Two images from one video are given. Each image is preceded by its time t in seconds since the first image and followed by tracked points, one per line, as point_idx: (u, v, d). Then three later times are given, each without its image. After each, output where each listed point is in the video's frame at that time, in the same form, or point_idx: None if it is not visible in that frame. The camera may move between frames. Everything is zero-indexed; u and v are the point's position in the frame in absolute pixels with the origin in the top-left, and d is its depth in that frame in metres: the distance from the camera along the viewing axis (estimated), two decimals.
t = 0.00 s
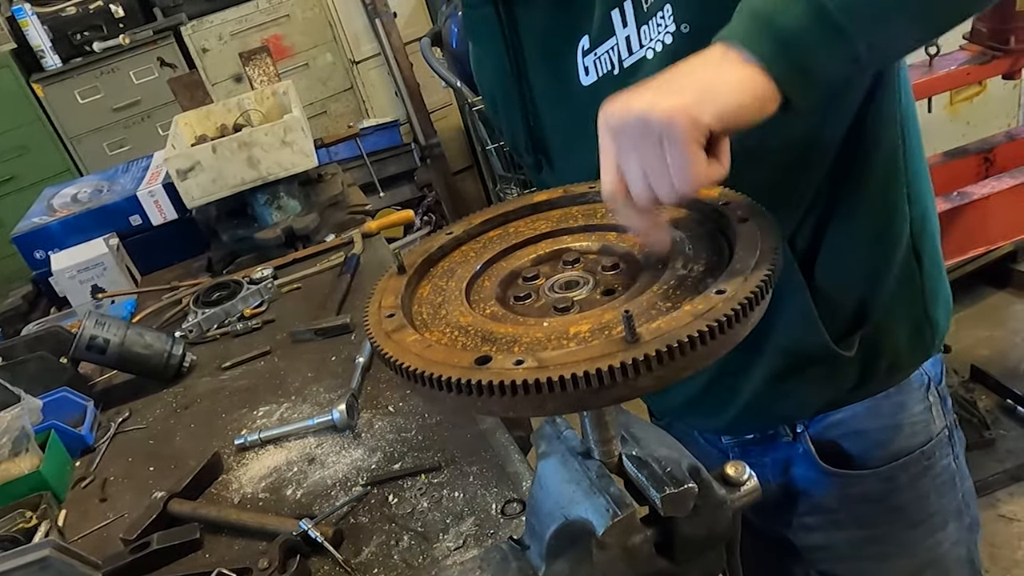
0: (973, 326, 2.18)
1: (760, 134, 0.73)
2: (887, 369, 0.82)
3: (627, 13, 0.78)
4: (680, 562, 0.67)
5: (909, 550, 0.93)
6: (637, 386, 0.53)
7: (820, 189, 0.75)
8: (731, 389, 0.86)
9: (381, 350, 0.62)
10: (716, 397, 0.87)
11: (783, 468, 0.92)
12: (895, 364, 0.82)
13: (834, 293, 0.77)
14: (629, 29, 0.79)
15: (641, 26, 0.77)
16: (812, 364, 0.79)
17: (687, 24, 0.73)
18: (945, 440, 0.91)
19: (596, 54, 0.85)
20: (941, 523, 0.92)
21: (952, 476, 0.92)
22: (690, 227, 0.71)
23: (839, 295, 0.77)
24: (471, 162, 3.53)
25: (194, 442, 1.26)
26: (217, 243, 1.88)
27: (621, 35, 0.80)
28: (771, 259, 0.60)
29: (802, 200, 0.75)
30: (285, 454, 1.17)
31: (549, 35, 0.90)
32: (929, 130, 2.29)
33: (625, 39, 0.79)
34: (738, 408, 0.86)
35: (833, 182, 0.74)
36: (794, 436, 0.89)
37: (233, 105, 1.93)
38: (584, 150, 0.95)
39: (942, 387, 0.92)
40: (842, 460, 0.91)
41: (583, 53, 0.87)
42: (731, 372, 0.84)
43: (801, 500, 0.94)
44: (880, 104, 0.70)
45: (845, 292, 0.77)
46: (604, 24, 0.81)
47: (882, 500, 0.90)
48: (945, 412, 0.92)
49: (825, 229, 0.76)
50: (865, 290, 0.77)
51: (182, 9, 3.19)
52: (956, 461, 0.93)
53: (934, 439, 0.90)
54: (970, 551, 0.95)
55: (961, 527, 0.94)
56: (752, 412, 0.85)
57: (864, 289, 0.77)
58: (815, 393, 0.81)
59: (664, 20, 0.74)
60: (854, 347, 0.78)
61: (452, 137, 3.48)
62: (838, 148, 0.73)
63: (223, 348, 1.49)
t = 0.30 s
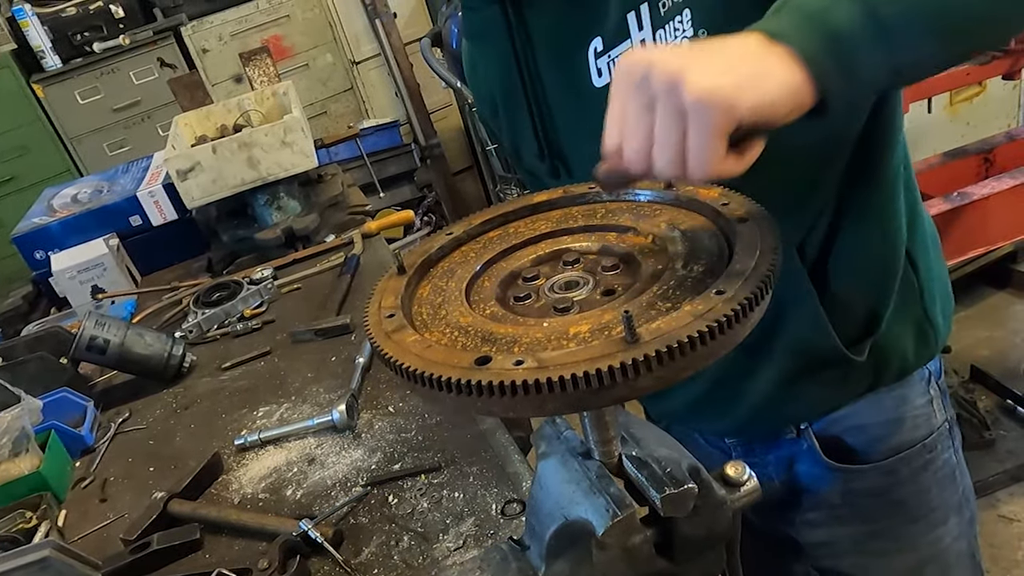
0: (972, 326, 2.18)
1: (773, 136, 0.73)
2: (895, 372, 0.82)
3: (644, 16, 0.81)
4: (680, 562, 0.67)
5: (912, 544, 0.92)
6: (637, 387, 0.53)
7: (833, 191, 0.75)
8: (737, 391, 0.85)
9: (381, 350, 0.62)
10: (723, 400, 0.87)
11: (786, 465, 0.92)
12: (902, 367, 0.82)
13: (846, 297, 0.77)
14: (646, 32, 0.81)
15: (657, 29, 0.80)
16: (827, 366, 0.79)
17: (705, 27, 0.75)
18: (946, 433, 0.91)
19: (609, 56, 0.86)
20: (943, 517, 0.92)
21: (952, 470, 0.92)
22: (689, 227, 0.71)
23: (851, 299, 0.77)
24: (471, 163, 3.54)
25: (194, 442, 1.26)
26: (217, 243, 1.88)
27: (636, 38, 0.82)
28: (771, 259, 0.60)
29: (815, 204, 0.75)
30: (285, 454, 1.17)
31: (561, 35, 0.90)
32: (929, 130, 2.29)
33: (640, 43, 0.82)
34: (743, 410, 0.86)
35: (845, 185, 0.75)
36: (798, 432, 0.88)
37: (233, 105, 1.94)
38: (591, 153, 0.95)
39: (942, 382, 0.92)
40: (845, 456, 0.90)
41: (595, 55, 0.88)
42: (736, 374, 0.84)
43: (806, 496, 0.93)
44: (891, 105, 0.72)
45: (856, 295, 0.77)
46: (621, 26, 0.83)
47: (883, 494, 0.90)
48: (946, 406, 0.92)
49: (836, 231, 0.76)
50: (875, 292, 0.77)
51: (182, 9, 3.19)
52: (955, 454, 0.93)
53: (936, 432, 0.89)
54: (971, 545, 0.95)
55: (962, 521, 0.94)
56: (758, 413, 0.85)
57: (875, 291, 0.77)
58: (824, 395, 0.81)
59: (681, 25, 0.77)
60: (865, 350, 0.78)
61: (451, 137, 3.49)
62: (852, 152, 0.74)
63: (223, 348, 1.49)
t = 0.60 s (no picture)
0: (972, 326, 2.18)
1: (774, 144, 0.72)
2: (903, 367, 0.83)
3: (642, 32, 0.79)
4: (680, 561, 0.67)
5: (919, 538, 0.91)
6: (637, 387, 0.53)
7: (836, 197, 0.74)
8: (745, 391, 0.85)
9: (381, 351, 0.62)
10: (730, 400, 0.87)
11: (793, 460, 0.92)
12: (908, 366, 0.83)
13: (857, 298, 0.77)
14: (645, 48, 0.80)
15: (656, 45, 0.79)
16: (830, 368, 0.80)
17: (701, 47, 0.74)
18: (952, 428, 0.91)
19: (611, 70, 0.84)
20: (949, 511, 0.91)
21: (958, 463, 0.92)
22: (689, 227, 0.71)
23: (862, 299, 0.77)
24: (470, 163, 3.54)
25: (194, 442, 1.26)
26: (217, 243, 1.88)
27: (637, 54, 0.81)
28: (771, 259, 0.60)
29: (819, 209, 0.75)
30: (284, 455, 1.17)
31: (563, 52, 0.86)
32: (929, 131, 2.29)
33: (640, 59, 0.81)
34: (755, 406, 0.86)
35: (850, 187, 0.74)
36: (805, 429, 0.89)
37: (233, 105, 1.93)
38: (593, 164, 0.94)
39: (947, 377, 0.92)
40: (855, 450, 0.90)
41: (596, 70, 0.86)
42: (744, 374, 0.84)
43: (812, 491, 0.93)
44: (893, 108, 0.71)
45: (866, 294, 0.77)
46: (620, 40, 0.81)
47: (889, 489, 0.89)
48: (951, 402, 0.92)
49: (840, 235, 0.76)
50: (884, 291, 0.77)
51: (182, 10, 3.19)
52: (961, 449, 0.93)
53: (943, 426, 0.90)
54: (976, 539, 0.95)
55: (967, 515, 0.93)
56: (770, 410, 0.85)
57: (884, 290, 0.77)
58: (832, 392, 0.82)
59: (677, 42, 0.76)
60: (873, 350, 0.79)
61: (451, 137, 3.49)
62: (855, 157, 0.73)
63: (223, 349, 1.49)
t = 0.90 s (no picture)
0: (972, 326, 2.18)
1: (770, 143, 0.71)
2: (912, 352, 0.82)
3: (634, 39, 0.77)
4: (682, 561, 0.66)
5: (935, 529, 0.92)
6: (637, 387, 0.53)
7: (835, 189, 0.74)
8: (753, 387, 0.86)
9: (381, 351, 0.62)
10: (740, 395, 0.88)
11: (810, 454, 0.92)
12: (918, 347, 0.83)
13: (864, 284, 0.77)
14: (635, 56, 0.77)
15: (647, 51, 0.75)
16: (837, 362, 0.80)
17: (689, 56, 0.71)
18: (967, 419, 0.91)
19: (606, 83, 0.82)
20: (965, 501, 0.92)
21: (974, 453, 0.93)
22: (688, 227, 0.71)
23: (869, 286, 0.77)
24: (471, 163, 3.54)
25: (194, 442, 1.26)
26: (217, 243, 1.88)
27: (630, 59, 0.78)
28: (770, 260, 0.60)
29: (818, 205, 0.74)
30: (284, 455, 1.17)
31: (556, 74, 0.87)
32: (930, 131, 2.29)
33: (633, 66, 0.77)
34: (765, 401, 0.86)
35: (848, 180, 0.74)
36: (821, 422, 0.89)
37: (233, 105, 1.93)
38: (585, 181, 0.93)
39: (963, 367, 0.92)
40: (869, 443, 0.90)
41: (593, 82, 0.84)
42: (752, 370, 0.84)
43: (829, 484, 0.93)
44: (882, 98, 0.71)
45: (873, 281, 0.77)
46: (613, 49, 0.80)
47: (907, 480, 0.90)
48: (967, 393, 0.92)
49: (842, 224, 0.76)
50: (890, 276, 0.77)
51: (182, 10, 3.19)
52: (976, 440, 0.93)
53: (958, 417, 0.90)
54: (992, 530, 0.96)
55: (983, 505, 0.94)
56: (780, 403, 0.85)
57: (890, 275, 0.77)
58: (839, 384, 0.82)
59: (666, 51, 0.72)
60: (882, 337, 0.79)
61: (450, 137, 3.49)
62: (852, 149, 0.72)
63: (223, 349, 1.49)
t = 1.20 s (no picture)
0: (973, 326, 2.18)
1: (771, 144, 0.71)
2: (912, 357, 0.83)
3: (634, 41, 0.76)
4: (682, 562, 0.66)
5: (930, 542, 0.92)
6: (637, 387, 0.53)
7: (835, 193, 0.74)
8: (753, 389, 0.86)
9: (381, 351, 0.62)
10: (739, 397, 0.88)
11: (806, 461, 0.92)
12: (918, 353, 0.83)
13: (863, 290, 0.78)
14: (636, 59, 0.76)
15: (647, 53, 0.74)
16: (837, 365, 0.80)
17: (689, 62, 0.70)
18: (969, 429, 0.91)
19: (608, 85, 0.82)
20: (964, 512, 0.91)
21: (975, 464, 0.92)
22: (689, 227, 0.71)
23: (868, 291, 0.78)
24: (471, 163, 3.55)
25: (194, 443, 1.26)
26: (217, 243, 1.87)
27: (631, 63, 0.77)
28: (771, 259, 0.60)
29: (817, 209, 0.74)
30: (284, 455, 1.17)
31: (558, 74, 0.87)
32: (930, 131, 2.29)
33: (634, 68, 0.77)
34: (764, 404, 0.86)
35: (848, 185, 0.74)
36: (819, 429, 0.89)
37: (233, 105, 1.93)
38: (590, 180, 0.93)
39: (965, 377, 0.92)
40: (866, 452, 0.90)
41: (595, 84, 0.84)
42: (751, 372, 0.84)
43: (826, 491, 0.93)
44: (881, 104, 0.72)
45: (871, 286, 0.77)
46: (615, 53, 0.79)
47: (905, 489, 0.89)
48: (969, 403, 0.92)
49: (840, 229, 0.76)
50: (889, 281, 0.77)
51: (182, 10, 3.19)
52: (978, 450, 0.93)
53: (958, 428, 0.90)
54: (993, 542, 0.95)
55: (984, 517, 0.93)
56: (781, 407, 0.85)
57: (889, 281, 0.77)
58: (837, 390, 0.82)
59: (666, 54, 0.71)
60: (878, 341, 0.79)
61: (450, 137, 3.49)
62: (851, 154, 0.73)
63: (223, 349, 1.49)
